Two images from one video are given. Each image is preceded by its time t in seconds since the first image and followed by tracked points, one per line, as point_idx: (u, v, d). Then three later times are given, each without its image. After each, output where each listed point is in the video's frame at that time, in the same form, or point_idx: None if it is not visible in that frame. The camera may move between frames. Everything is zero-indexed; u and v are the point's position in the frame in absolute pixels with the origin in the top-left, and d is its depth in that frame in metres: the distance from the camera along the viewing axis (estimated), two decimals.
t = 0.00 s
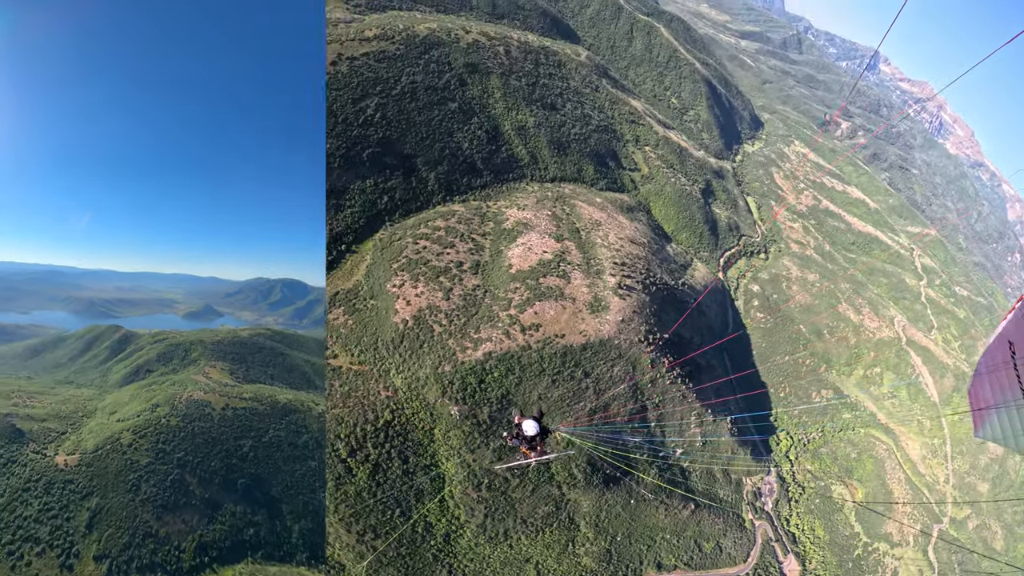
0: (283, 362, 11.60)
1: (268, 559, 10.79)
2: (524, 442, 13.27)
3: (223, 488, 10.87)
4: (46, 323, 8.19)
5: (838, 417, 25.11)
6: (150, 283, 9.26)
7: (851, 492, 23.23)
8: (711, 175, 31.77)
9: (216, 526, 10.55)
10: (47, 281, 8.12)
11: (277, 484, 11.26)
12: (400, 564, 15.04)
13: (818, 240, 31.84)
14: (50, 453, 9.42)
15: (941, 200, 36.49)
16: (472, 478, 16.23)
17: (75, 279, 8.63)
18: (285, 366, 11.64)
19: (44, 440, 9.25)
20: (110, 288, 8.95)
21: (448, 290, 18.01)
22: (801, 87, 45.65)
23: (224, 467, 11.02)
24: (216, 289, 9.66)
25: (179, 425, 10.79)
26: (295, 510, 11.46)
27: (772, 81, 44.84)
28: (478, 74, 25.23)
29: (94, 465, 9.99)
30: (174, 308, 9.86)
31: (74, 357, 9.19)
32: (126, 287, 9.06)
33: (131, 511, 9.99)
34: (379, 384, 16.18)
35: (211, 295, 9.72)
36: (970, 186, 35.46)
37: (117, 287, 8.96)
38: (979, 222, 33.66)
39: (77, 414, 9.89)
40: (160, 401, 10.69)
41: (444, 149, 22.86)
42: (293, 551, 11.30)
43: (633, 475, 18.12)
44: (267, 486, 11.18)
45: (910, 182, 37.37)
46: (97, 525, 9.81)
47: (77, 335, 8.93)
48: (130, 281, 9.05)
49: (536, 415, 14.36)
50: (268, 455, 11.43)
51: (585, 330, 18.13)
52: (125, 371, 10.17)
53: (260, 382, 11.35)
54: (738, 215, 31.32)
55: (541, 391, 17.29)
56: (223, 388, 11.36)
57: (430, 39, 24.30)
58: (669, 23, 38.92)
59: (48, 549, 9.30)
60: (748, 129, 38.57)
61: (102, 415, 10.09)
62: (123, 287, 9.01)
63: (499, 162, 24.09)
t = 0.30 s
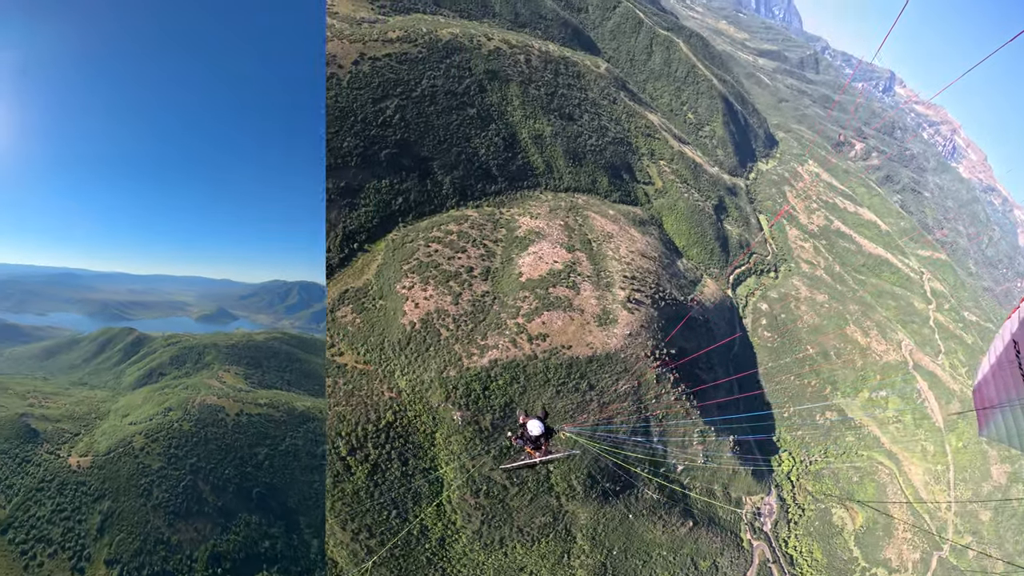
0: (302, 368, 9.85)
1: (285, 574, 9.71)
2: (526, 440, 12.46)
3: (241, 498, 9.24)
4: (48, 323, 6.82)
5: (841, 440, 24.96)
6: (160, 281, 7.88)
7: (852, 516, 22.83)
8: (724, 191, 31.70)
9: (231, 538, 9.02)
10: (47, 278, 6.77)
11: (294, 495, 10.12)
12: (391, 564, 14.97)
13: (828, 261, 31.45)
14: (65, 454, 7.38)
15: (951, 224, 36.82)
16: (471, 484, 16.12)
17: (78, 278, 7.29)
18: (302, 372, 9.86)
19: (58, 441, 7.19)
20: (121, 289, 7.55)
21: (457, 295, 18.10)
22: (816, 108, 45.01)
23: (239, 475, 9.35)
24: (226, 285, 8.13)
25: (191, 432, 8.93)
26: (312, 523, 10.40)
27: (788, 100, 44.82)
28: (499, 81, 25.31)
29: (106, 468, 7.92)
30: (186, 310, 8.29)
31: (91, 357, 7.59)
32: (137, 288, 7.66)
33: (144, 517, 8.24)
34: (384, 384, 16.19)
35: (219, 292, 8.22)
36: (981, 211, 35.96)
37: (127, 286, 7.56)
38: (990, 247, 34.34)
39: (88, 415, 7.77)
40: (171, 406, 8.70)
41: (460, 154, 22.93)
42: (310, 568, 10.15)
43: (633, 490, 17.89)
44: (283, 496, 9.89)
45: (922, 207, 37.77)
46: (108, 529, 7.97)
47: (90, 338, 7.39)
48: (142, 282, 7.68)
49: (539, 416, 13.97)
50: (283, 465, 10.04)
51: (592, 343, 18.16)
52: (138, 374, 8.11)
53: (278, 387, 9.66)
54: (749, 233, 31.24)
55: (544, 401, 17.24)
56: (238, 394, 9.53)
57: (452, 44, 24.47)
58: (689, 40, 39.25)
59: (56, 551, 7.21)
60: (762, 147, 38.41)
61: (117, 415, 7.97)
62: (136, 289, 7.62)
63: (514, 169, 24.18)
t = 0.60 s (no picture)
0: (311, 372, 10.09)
1: None
2: (536, 441, 12.09)
3: (253, 506, 9.60)
4: (58, 326, 6.72)
5: (844, 464, 24.63)
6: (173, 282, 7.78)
7: (850, 541, 22.43)
8: (736, 209, 31.62)
9: (243, 546, 9.36)
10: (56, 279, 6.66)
11: (310, 506, 10.51)
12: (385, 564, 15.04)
13: (837, 281, 31.32)
14: (75, 453, 7.85)
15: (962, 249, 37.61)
16: (469, 490, 16.13)
17: (91, 279, 7.13)
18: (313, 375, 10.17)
19: (69, 440, 7.64)
20: (135, 290, 7.43)
21: (465, 300, 18.16)
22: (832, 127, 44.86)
23: (252, 482, 9.75)
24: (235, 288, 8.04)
25: (203, 436, 9.28)
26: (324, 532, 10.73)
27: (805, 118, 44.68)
28: (519, 89, 25.39)
29: (117, 469, 8.26)
30: (198, 313, 8.11)
31: (101, 359, 7.57)
32: (149, 289, 7.56)
33: (154, 521, 8.53)
34: (387, 384, 16.39)
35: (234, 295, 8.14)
36: (993, 237, 37.52)
37: (141, 287, 7.43)
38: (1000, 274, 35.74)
39: (101, 416, 8.01)
40: (184, 410, 8.90)
41: (477, 159, 22.98)
42: None
43: (630, 505, 17.71)
44: (298, 506, 10.26)
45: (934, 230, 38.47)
46: (118, 530, 8.25)
47: (104, 338, 7.23)
48: (156, 284, 7.62)
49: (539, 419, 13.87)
50: (297, 474, 10.55)
51: (598, 355, 18.09)
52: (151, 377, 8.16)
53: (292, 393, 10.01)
54: (760, 251, 31.16)
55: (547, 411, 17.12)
56: (251, 399, 9.76)
57: (475, 49, 24.63)
58: (709, 57, 39.46)
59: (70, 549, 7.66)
60: (776, 166, 38.05)
61: (128, 417, 8.22)
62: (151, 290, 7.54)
63: (530, 177, 24.26)
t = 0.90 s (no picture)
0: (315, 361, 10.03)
1: None
2: (540, 441, 11.77)
3: (255, 512, 9.82)
4: (76, 325, 6.80)
5: (844, 487, 24.35)
6: (183, 282, 7.72)
7: (846, 565, 22.25)
8: (749, 226, 31.51)
9: (253, 554, 9.68)
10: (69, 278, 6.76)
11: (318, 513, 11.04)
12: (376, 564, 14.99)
13: (846, 303, 31.24)
14: (87, 453, 8.06)
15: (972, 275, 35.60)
16: (466, 495, 16.01)
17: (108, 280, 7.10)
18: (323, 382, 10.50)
19: (81, 440, 7.85)
20: (147, 291, 7.40)
21: (474, 305, 18.24)
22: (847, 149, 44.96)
23: (264, 489, 10.03)
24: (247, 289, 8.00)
25: (214, 439, 9.43)
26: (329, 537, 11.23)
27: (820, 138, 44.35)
28: (538, 97, 25.54)
29: (128, 469, 8.51)
30: (211, 314, 7.98)
31: (114, 359, 7.48)
32: (162, 290, 7.53)
33: (164, 523, 8.90)
34: (391, 384, 16.42)
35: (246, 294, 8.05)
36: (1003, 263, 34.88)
37: (153, 287, 7.39)
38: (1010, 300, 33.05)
39: (114, 414, 8.14)
40: (194, 411, 8.97)
41: (494, 164, 23.06)
42: None
43: (627, 519, 17.60)
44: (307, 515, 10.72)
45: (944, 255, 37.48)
46: (127, 530, 8.55)
47: (116, 338, 7.18)
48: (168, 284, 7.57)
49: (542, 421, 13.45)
50: (310, 482, 11.03)
51: (603, 367, 18.09)
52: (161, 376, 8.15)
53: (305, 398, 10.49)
54: (770, 271, 31.09)
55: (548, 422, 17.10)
56: (264, 401, 9.88)
57: (497, 57, 24.85)
58: (730, 73, 39.59)
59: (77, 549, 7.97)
60: (790, 184, 38.33)
61: (139, 416, 8.31)
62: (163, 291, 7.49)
63: (545, 185, 24.29)
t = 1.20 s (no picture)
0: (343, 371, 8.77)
1: None
2: (544, 444, 11.43)
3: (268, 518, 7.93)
4: (88, 323, 5.64)
5: (844, 513, 24.02)
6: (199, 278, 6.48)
7: None
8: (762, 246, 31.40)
9: (264, 560, 7.74)
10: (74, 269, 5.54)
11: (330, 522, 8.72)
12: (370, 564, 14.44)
13: (855, 327, 31.05)
14: (98, 450, 6.49)
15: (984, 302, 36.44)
16: (463, 499, 15.96)
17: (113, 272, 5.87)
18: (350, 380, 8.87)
19: (93, 437, 6.37)
20: (161, 290, 6.20)
21: (484, 309, 18.28)
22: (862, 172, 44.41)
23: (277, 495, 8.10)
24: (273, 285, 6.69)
25: (224, 441, 7.59)
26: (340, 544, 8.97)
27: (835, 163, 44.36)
28: (559, 106, 25.58)
29: (137, 469, 6.80)
30: (225, 314, 6.65)
31: (127, 357, 6.15)
32: (177, 287, 6.32)
33: (173, 526, 7.07)
34: (395, 384, 16.46)
35: (261, 291, 6.61)
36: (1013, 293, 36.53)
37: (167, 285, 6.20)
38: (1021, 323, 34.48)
39: (124, 413, 6.55)
40: (205, 411, 7.27)
41: (511, 170, 23.13)
42: None
43: (624, 533, 17.54)
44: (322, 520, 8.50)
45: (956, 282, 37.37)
46: (137, 531, 6.92)
47: (128, 338, 5.93)
48: (184, 281, 6.36)
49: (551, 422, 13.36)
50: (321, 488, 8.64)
51: (609, 381, 18.06)
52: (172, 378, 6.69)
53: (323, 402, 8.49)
54: (780, 291, 30.91)
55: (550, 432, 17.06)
56: (278, 405, 7.87)
57: (521, 64, 24.98)
58: (749, 92, 39.49)
59: (86, 546, 6.41)
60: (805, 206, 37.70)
61: (151, 414, 6.72)
62: (179, 289, 6.30)
63: (560, 195, 24.31)
